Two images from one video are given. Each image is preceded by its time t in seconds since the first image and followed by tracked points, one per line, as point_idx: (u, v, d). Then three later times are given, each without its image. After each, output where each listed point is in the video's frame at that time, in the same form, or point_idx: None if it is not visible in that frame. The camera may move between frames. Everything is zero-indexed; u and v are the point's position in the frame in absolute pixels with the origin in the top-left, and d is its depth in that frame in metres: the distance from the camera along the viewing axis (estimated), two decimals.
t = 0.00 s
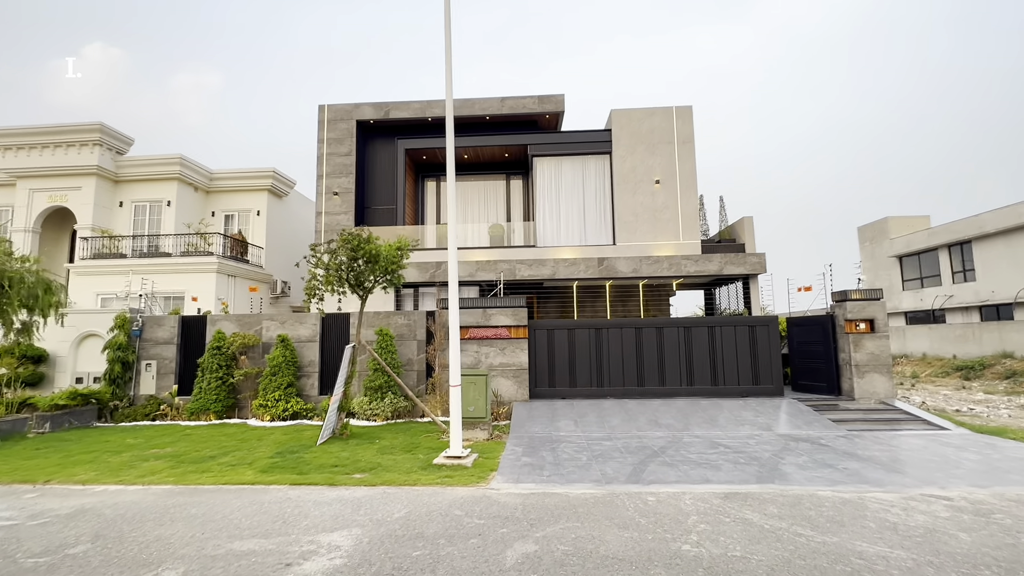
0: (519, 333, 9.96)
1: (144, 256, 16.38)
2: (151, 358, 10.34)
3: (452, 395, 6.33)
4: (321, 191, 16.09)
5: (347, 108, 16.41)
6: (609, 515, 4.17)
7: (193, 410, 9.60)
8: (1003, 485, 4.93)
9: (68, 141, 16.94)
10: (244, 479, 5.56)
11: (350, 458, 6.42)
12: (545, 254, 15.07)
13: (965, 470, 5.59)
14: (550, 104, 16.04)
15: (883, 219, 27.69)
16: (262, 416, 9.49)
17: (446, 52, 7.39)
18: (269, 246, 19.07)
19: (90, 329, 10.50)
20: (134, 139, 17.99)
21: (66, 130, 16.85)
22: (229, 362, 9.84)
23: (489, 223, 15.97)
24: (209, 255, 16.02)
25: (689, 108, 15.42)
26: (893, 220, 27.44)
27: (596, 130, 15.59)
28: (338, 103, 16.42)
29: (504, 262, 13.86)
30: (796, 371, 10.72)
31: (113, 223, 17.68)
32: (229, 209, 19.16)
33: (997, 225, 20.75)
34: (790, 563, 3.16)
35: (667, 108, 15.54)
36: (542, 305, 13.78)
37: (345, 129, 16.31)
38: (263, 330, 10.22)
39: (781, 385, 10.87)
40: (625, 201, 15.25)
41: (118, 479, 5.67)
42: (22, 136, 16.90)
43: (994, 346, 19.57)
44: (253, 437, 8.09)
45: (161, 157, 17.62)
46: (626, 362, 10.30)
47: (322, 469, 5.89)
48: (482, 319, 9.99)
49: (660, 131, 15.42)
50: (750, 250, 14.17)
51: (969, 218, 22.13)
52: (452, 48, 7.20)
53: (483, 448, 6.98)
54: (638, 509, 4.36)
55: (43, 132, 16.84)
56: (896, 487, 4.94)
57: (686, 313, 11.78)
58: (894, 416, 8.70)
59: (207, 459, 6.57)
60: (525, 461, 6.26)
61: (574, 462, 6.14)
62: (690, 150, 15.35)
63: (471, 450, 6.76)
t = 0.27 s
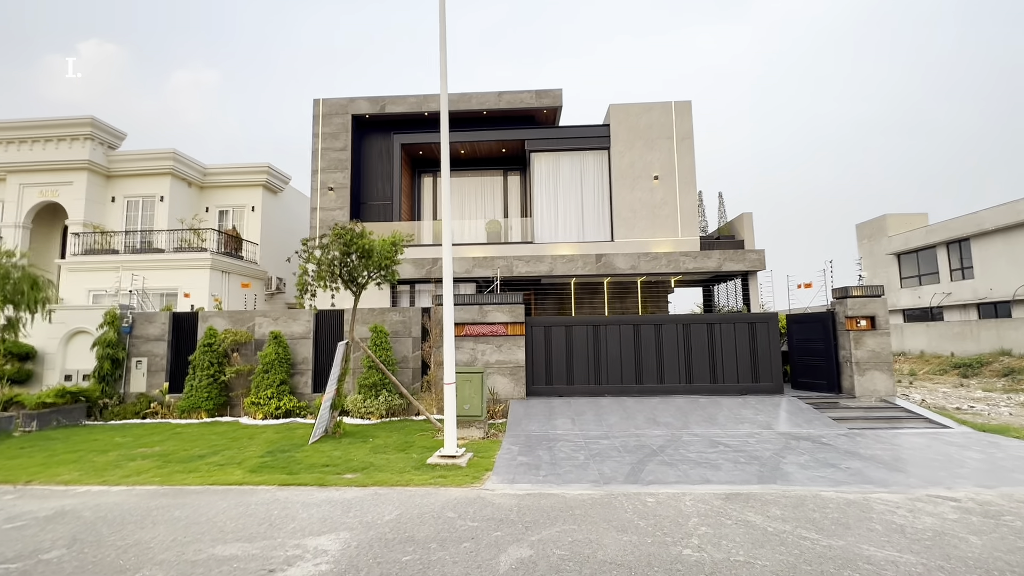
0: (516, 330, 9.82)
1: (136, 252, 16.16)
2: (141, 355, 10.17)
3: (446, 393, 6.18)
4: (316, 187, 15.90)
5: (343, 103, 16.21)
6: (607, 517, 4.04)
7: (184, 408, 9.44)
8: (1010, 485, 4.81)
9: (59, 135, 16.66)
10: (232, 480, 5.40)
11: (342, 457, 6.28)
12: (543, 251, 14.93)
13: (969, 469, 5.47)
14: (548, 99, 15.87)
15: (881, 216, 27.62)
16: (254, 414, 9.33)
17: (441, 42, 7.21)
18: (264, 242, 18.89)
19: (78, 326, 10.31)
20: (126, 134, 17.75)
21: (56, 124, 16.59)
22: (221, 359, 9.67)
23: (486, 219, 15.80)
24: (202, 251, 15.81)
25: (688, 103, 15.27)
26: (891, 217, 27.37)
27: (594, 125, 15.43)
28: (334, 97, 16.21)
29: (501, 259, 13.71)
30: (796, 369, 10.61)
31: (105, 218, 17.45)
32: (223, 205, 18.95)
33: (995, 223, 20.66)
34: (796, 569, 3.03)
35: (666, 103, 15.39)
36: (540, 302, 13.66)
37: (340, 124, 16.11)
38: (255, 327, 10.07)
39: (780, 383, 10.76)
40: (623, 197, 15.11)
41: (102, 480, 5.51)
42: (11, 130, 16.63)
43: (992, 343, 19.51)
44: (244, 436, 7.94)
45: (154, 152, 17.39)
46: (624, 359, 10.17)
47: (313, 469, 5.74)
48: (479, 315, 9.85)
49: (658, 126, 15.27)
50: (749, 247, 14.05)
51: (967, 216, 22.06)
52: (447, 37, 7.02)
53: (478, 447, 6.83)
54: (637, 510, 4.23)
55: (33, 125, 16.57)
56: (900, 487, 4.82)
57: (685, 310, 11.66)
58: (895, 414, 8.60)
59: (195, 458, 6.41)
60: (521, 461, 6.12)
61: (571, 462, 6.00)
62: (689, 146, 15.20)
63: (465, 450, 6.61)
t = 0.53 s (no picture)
0: (515, 330, 9.66)
1: (131, 251, 15.95)
2: (134, 355, 9.98)
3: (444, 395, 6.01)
4: (313, 184, 15.71)
5: (340, 99, 16.01)
6: (611, 525, 3.87)
7: (177, 409, 9.26)
8: None
9: (52, 132, 16.44)
10: (221, 484, 5.23)
11: (337, 461, 6.11)
12: (542, 249, 14.76)
13: (983, 473, 5.32)
14: (548, 96, 15.68)
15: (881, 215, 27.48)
16: (248, 416, 9.16)
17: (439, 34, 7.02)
18: (261, 241, 18.71)
19: (69, 326, 10.11)
20: (120, 131, 17.54)
21: (50, 121, 16.36)
22: (215, 359, 9.49)
23: (485, 218, 15.63)
24: (197, 250, 15.62)
25: (689, 100, 15.09)
26: (892, 216, 27.23)
27: (594, 122, 15.25)
28: (331, 94, 16.01)
29: (500, 257, 13.54)
30: (799, 369, 10.46)
31: (99, 217, 17.24)
32: (219, 203, 18.76)
33: (996, 221, 20.52)
34: None
35: (667, 100, 15.21)
36: (539, 301, 13.50)
37: (337, 121, 15.91)
38: (250, 327, 9.89)
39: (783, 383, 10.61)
40: (624, 195, 14.94)
41: (87, 485, 5.33)
42: (4, 127, 16.40)
43: (993, 342, 19.38)
44: (238, 438, 7.77)
45: (149, 150, 17.18)
46: (625, 359, 10.01)
47: (307, 473, 5.57)
48: (477, 314, 9.68)
49: (659, 123, 15.10)
50: (751, 245, 13.90)
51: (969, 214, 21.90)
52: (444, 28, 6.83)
53: (476, 449, 6.67)
54: (641, 518, 4.06)
55: (26, 122, 16.34)
56: (912, 492, 4.66)
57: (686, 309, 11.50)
58: (900, 415, 8.45)
59: (186, 462, 6.24)
60: (520, 464, 5.95)
61: (572, 465, 5.84)
62: (690, 143, 15.03)
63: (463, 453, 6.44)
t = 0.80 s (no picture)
0: (516, 329, 9.57)
1: (130, 250, 15.87)
2: (132, 355, 9.91)
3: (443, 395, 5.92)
4: (312, 183, 15.62)
5: (339, 97, 15.91)
6: (613, 529, 3.78)
7: (175, 409, 9.18)
8: None
9: (50, 131, 16.36)
10: (217, 486, 5.14)
11: (335, 462, 6.03)
12: (543, 248, 14.65)
13: (992, 475, 5.22)
14: (549, 93, 15.56)
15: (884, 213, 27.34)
16: (247, 416, 9.08)
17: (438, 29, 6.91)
18: (260, 240, 18.64)
19: (67, 325, 10.04)
20: (119, 130, 17.46)
21: (48, 119, 16.28)
22: (213, 359, 9.41)
23: (486, 216, 15.53)
24: (197, 248, 15.53)
25: (691, 97, 14.97)
26: (894, 214, 27.07)
27: (595, 120, 15.14)
28: (330, 92, 15.91)
29: (501, 256, 13.43)
30: (802, 368, 10.35)
31: (98, 215, 17.16)
32: (219, 202, 18.68)
33: (1000, 219, 20.35)
34: None
35: (668, 98, 15.09)
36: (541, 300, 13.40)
37: (337, 119, 15.81)
38: (248, 326, 9.81)
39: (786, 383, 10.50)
40: (625, 193, 14.83)
41: (81, 487, 5.24)
42: (2, 126, 16.32)
43: (997, 341, 19.25)
44: (235, 438, 7.68)
45: (148, 148, 17.10)
46: (627, 358, 9.92)
47: (304, 475, 5.48)
48: (477, 314, 9.59)
49: (660, 121, 14.98)
50: (753, 243, 13.79)
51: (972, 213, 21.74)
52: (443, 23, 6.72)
53: (476, 450, 6.59)
54: (644, 522, 3.97)
55: (24, 121, 16.25)
56: (921, 495, 4.57)
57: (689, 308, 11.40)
58: (906, 414, 8.35)
59: (182, 463, 6.15)
60: (520, 465, 5.86)
61: (573, 467, 5.75)
62: (692, 141, 14.92)
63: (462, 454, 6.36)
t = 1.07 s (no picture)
0: (517, 329, 9.49)
1: (131, 251, 15.86)
2: (131, 355, 9.87)
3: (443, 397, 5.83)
4: (313, 183, 15.56)
5: (340, 96, 15.85)
6: (615, 535, 3.68)
7: (174, 410, 9.12)
8: None
9: (52, 132, 16.36)
10: (213, 489, 5.06)
11: (333, 464, 5.95)
12: (545, 247, 14.55)
13: (1005, 478, 5.09)
14: (550, 92, 15.45)
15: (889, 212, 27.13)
16: (246, 417, 9.02)
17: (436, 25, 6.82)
18: (261, 240, 18.61)
19: (67, 326, 10.02)
20: (120, 131, 17.46)
21: (49, 120, 16.27)
22: (212, 359, 9.36)
23: (487, 216, 15.45)
24: (197, 249, 15.50)
25: (693, 95, 14.85)
26: (899, 213, 26.86)
27: (597, 119, 15.03)
28: (331, 91, 15.85)
29: (502, 256, 13.34)
30: (807, 368, 10.22)
31: (100, 216, 17.16)
32: (220, 202, 18.66)
33: (1006, 217, 20.13)
34: None
35: (671, 96, 14.97)
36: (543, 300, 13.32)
37: (337, 119, 15.75)
38: (248, 327, 9.75)
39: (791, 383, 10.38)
40: (627, 192, 14.72)
41: (75, 489, 5.17)
42: (4, 127, 16.33)
43: (1003, 340, 19.04)
44: (234, 440, 7.62)
45: (149, 149, 17.09)
46: (629, 358, 9.81)
47: (301, 478, 5.40)
48: (478, 314, 9.50)
49: (663, 119, 14.87)
50: (757, 242, 13.65)
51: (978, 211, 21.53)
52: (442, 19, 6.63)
53: (477, 452, 6.50)
54: (647, 526, 3.87)
55: (26, 122, 16.25)
56: (932, 499, 4.45)
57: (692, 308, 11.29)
58: (913, 415, 8.22)
59: (179, 465, 6.08)
60: (521, 468, 5.77)
61: (574, 469, 5.65)
62: (694, 139, 14.79)
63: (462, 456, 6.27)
